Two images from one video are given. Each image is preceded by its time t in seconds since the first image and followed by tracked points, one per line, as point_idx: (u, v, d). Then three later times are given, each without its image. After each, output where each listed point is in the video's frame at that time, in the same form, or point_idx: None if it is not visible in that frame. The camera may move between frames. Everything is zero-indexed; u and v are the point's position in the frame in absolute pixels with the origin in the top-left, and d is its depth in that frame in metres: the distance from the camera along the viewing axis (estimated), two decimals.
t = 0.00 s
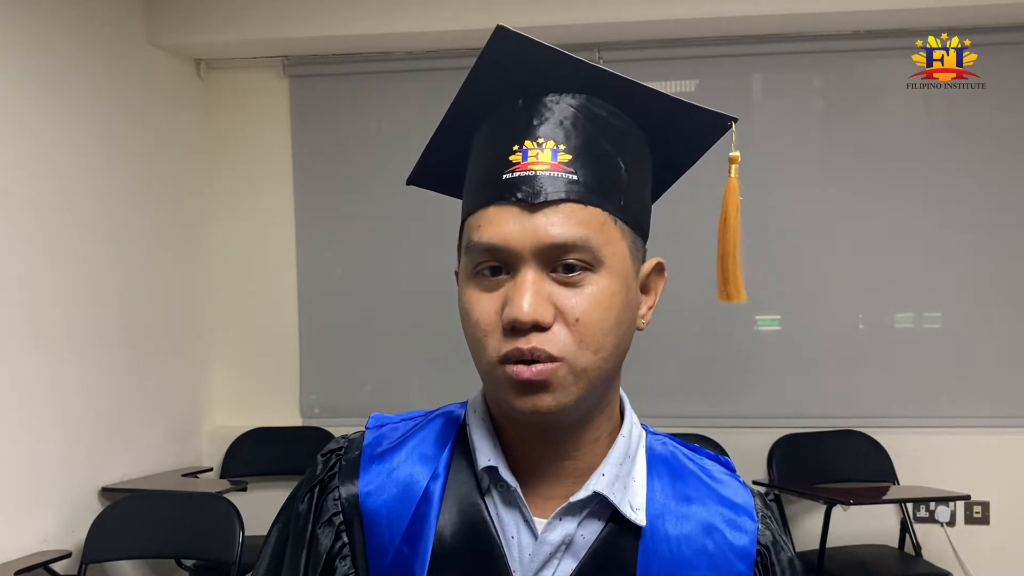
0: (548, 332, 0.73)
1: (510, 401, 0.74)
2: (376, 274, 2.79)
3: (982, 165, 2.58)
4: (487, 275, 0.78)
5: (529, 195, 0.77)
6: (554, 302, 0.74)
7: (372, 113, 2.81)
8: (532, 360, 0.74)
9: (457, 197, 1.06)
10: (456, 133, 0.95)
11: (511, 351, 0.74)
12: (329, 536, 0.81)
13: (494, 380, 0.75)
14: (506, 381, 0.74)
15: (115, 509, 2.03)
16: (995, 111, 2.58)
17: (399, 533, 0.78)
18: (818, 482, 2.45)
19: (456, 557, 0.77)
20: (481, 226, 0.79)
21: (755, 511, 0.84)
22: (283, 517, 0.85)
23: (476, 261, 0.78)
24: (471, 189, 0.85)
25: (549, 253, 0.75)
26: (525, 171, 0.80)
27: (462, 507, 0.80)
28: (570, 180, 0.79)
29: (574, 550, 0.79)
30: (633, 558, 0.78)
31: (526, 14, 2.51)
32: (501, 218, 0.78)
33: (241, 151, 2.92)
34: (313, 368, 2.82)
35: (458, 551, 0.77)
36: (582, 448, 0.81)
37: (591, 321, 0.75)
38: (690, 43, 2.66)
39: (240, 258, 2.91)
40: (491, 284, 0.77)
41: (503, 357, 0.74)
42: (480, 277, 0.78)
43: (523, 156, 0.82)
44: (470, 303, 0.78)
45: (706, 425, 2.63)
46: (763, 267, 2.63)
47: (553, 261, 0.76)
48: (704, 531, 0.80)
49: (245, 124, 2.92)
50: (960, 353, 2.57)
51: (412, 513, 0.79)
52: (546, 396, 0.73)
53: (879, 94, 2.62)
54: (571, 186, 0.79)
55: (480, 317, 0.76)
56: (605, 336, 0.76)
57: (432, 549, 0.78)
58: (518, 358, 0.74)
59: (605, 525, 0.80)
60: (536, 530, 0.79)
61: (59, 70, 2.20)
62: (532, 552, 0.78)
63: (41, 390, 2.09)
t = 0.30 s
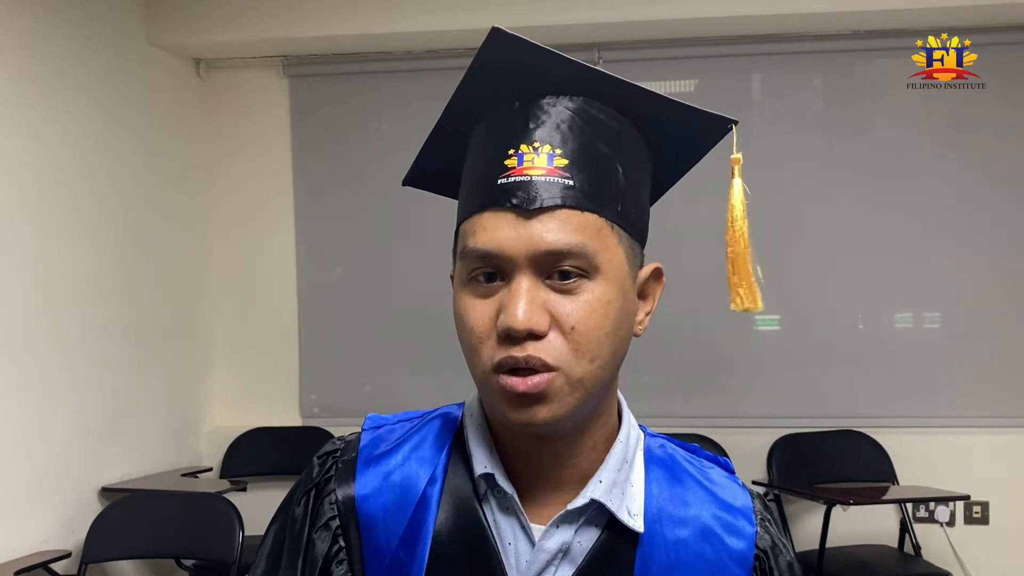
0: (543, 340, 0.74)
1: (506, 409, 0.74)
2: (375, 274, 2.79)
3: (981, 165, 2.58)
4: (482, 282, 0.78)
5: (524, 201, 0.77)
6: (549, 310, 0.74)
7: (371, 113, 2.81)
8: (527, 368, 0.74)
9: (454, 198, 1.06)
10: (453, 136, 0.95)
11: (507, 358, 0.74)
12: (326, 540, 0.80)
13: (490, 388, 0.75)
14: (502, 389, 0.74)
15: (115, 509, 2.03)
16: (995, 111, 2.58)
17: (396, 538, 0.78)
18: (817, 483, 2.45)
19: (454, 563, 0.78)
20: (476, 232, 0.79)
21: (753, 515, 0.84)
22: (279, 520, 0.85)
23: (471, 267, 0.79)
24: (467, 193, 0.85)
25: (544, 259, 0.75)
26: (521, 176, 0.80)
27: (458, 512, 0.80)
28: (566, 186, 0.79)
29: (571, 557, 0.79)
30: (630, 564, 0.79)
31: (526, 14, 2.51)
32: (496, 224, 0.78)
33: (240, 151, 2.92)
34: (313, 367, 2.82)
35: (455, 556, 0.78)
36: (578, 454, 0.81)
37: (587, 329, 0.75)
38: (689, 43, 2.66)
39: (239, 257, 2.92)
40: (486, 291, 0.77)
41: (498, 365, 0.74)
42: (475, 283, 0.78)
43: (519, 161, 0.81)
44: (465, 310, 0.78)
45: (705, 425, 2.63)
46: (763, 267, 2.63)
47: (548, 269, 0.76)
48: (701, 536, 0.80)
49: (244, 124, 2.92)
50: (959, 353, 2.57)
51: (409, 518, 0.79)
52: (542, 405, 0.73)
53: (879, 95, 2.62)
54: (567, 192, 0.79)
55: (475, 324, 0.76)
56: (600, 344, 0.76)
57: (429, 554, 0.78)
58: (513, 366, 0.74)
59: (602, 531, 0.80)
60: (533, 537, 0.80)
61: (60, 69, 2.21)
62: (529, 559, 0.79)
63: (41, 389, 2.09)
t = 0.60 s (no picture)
0: (542, 339, 0.74)
1: (505, 408, 0.74)
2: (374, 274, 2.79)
3: (981, 165, 2.58)
4: (480, 281, 0.78)
5: (524, 200, 0.77)
6: (548, 308, 0.74)
7: (370, 112, 2.81)
8: (527, 368, 0.74)
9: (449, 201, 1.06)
10: (449, 139, 0.95)
11: (505, 357, 0.74)
12: (321, 541, 0.80)
13: (488, 387, 0.75)
14: (501, 388, 0.74)
15: (112, 510, 2.03)
16: (994, 111, 2.58)
17: (392, 539, 0.78)
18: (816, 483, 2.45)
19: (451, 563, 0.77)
20: (474, 232, 0.79)
21: (747, 510, 0.85)
22: (273, 519, 0.85)
23: (469, 267, 0.78)
24: (464, 194, 0.85)
25: (543, 258, 0.75)
26: (520, 176, 0.79)
27: (455, 512, 0.80)
28: (565, 187, 0.79)
29: (569, 557, 0.79)
30: (628, 564, 0.79)
31: (525, 14, 2.51)
32: (495, 223, 0.77)
33: (238, 150, 2.92)
34: (312, 368, 2.82)
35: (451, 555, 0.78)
36: (574, 455, 0.81)
37: (586, 327, 0.75)
38: (689, 43, 2.66)
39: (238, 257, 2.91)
40: (485, 290, 0.77)
41: (497, 364, 0.74)
42: (473, 283, 0.78)
43: (518, 161, 0.81)
44: (463, 309, 0.78)
45: (703, 425, 2.63)
46: (762, 267, 2.63)
47: (547, 268, 0.76)
48: (697, 534, 0.81)
49: (243, 123, 2.92)
50: (958, 353, 2.57)
51: (405, 518, 0.79)
52: (541, 405, 0.73)
53: (879, 95, 2.62)
54: (565, 192, 0.79)
55: (474, 323, 0.76)
56: (599, 344, 0.76)
57: (426, 555, 0.78)
58: (512, 365, 0.74)
59: (599, 530, 0.80)
60: (531, 537, 0.80)
61: (59, 69, 2.21)
62: (527, 559, 0.78)
63: (40, 389, 2.09)
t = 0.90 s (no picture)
0: (538, 320, 0.74)
1: (501, 390, 0.74)
2: (372, 273, 2.79)
3: (980, 165, 2.58)
4: (476, 267, 0.78)
5: (519, 188, 0.78)
6: (544, 290, 0.75)
7: (369, 112, 2.81)
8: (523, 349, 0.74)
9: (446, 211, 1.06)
10: (442, 145, 0.94)
11: (502, 338, 0.74)
12: (320, 535, 0.81)
13: (485, 370, 0.75)
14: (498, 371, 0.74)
15: (111, 509, 2.03)
16: (994, 111, 2.58)
17: (390, 532, 0.79)
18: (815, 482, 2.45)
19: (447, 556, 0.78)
20: (470, 220, 0.79)
21: (742, 499, 0.85)
22: (271, 515, 0.85)
23: (466, 254, 0.79)
24: (460, 189, 0.85)
25: (539, 242, 0.76)
26: (514, 166, 0.80)
27: (452, 502, 0.81)
28: (559, 175, 0.80)
29: (566, 547, 0.79)
30: (624, 552, 0.79)
31: (525, 13, 2.51)
32: (491, 210, 0.78)
33: (237, 150, 2.92)
34: (311, 367, 2.82)
35: (449, 541, 0.78)
36: (568, 444, 0.81)
37: (582, 310, 0.76)
38: (687, 42, 2.66)
39: (235, 256, 2.91)
40: (481, 276, 0.77)
41: (494, 346, 0.74)
42: (469, 269, 0.78)
43: (512, 153, 0.81)
44: (459, 296, 0.78)
45: (702, 424, 2.63)
46: (761, 267, 2.63)
47: (543, 252, 0.76)
48: (693, 523, 0.82)
49: (242, 122, 2.92)
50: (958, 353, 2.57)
51: (403, 511, 0.79)
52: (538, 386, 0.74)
53: (878, 94, 2.62)
54: (560, 180, 0.79)
55: (470, 308, 0.76)
56: (595, 326, 0.76)
57: (424, 547, 0.78)
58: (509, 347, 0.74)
59: (596, 519, 0.81)
60: (529, 527, 0.80)
61: (60, 68, 2.22)
62: (524, 548, 0.79)
63: (41, 388, 2.10)
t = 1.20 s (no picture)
0: (539, 311, 0.74)
1: (502, 380, 0.74)
2: (372, 272, 2.79)
3: (981, 166, 2.58)
4: (477, 261, 0.78)
5: (518, 183, 0.78)
6: (544, 282, 0.75)
7: (369, 111, 2.81)
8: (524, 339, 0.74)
9: (447, 213, 1.06)
10: (442, 146, 0.94)
11: (503, 329, 0.74)
12: (324, 527, 0.81)
13: (485, 361, 0.75)
14: (499, 360, 0.74)
15: (110, 508, 2.03)
16: (994, 111, 2.59)
17: (392, 523, 0.79)
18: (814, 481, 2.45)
19: (447, 547, 0.78)
20: (471, 215, 0.79)
21: (740, 493, 0.86)
22: (275, 510, 0.86)
23: (466, 248, 0.79)
24: (460, 187, 0.85)
25: (538, 235, 0.76)
26: (515, 162, 0.80)
27: (454, 494, 0.81)
28: (558, 171, 0.80)
29: (566, 537, 0.79)
30: (624, 543, 0.79)
31: (525, 13, 2.51)
32: (491, 205, 0.78)
33: (237, 150, 2.92)
34: (310, 367, 2.82)
35: (451, 533, 0.79)
36: (568, 435, 0.82)
37: (582, 301, 0.76)
38: (686, 42, 2.66)
39: (234, 256, 2.91)
40: (481, 269, 0.77)
41: (494, 337, 0.75)
42: (469, 263, 0.79)
43: (512, 150, 0.82)
44: (459, 289, 0.78)
45: (702, 423, 2.63)
46: (761, 266, 2.63)
47: (543, 245, 0.77)
48: (691, 515, 0.82)
49: (241, 122, 2.92)
50: (957, 353, 2.57)
51: (405, 503, 0.80)
52: (539, 375, 0.74)
53: (877, 94, 2.62)
54: (559, 176, 0.80)
55: (471, 300, 0.76)
56: (595, 317, 0.76)
57: (426, 538, 0.78)
58: (510, 337, 0.74)
59: (596, 510, 0.81)
60: (530, 517, 0.80)
61: (58, 67, 2.21)
62: (525, 538, 0.79)
63: (39, 388, 2.10)
